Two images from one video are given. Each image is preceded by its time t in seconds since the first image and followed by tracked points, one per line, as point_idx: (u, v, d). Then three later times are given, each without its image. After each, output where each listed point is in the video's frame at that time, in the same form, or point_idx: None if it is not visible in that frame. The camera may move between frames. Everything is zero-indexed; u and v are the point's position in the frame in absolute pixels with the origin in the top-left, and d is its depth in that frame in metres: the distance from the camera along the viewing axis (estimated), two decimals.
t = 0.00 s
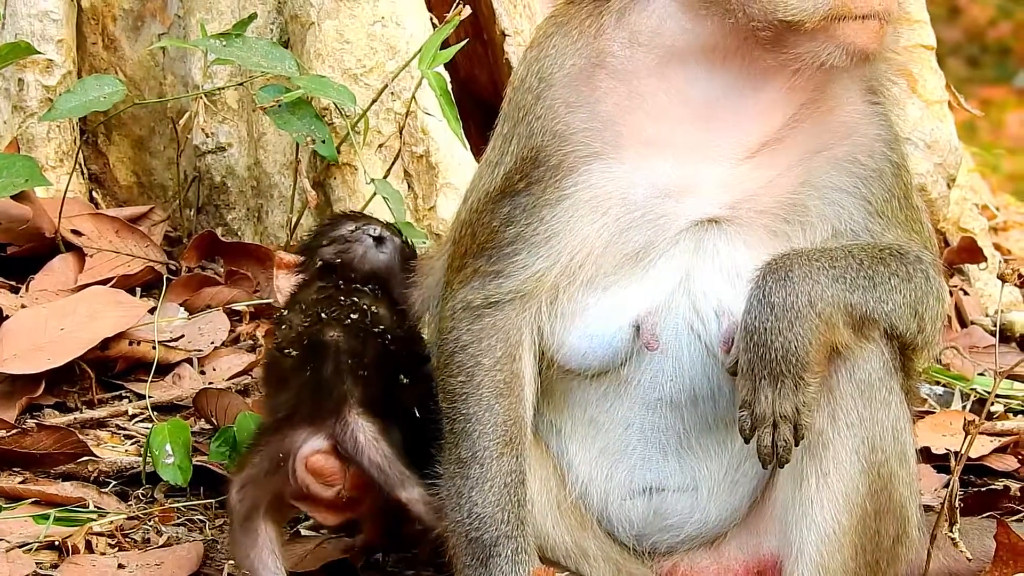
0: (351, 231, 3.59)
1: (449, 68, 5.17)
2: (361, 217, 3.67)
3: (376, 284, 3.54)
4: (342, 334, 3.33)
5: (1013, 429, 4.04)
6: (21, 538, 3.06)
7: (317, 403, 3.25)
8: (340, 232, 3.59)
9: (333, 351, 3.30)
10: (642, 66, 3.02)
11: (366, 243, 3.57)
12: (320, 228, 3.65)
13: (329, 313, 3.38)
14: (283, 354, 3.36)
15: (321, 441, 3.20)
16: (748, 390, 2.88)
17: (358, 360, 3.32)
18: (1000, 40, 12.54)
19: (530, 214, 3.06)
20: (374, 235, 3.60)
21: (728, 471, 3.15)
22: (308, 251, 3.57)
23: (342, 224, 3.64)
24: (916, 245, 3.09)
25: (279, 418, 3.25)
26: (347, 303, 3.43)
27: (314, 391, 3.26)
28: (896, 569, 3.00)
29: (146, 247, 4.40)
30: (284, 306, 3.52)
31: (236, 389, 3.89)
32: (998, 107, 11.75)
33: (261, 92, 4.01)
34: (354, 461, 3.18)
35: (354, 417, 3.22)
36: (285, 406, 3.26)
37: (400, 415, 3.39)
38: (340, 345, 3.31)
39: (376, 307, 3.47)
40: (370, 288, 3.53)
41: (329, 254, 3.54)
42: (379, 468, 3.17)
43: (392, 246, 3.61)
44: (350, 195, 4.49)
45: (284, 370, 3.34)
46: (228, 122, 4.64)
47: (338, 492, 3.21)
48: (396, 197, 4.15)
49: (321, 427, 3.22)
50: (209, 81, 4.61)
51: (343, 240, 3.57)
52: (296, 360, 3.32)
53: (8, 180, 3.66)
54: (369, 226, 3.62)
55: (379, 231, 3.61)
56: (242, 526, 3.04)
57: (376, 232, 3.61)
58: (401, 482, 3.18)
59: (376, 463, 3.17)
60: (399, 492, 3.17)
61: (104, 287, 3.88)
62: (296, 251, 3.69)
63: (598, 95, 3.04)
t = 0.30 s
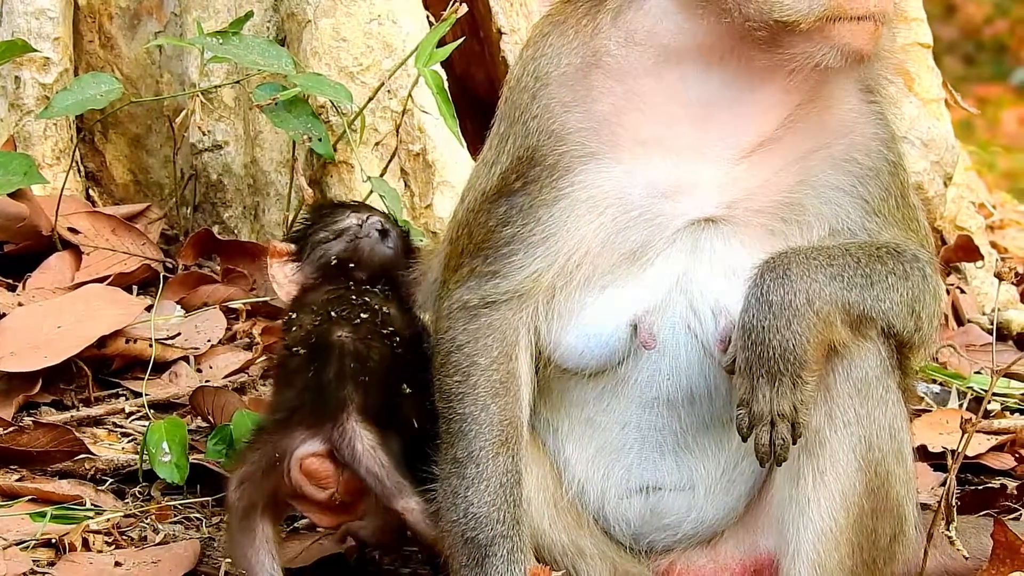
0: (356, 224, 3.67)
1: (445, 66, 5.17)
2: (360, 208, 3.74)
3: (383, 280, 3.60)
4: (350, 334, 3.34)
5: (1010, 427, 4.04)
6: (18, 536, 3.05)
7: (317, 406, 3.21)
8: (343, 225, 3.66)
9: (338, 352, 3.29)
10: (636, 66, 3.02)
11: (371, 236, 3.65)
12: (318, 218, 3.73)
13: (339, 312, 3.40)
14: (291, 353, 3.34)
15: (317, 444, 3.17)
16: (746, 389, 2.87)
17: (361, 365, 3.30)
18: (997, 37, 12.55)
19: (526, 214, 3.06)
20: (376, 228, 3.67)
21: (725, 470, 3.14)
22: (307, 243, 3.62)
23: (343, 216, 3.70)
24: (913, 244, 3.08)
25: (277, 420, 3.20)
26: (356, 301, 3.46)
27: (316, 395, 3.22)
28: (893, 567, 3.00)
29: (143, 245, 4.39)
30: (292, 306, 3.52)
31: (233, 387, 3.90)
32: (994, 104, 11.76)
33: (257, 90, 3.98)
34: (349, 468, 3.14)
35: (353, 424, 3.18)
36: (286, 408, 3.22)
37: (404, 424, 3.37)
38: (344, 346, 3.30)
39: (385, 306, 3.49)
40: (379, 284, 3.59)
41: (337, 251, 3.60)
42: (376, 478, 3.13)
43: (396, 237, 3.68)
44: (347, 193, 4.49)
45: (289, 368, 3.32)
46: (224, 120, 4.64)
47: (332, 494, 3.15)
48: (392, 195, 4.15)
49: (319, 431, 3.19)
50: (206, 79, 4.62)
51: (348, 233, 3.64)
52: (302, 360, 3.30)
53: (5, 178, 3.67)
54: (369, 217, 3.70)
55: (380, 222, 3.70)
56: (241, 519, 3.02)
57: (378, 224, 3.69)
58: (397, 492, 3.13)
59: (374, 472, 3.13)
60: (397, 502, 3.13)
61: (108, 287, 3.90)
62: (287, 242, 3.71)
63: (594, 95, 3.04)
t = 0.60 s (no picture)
0: (352, 227, 3.61)
1: (445, 63, 5.17)
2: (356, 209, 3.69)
3: (382, 282, 3.55)
4: (347, 330, 3.25)
5: (1009, 425, 4.04)
6: (17, 533, 3.05)
7: (309, 403, 3.13)
8: (340, 229, 3.60)
9: (332, 348, 3.19)
10: (636, 63, 3.02)
11: (368, 238, 3.60)
12: (314, 222, 3.67)
13: (336, 310, 3.32)
14: (289, 352, 3.26)
15: (312, 440, 3.10)
16: (745, 386, 2.87)
17: (354, 358, 3.20)
18: (995, 35, 12.57)
19: (526, 211, 3.06)
20: (373, 229, 3.61)
21: (723, 467, 3.14)
22: (303, 247, 3.58)
23: (339, 218, 3.64)
24: (912, 241, 3.08)
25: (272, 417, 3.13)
26: (355, 300, 3.39)
27: (309, 392, 3.14)
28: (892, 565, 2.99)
29: (142, 243, 4.38)
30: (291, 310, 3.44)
31: (232, 384, 3.90)
32: (993, 101, 11.74)
33: (257, 86, 3.99)
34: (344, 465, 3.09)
35: (344, 420, 3.10)
36: (281, 404, 3.15)
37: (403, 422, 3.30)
38: (338, 341, 3.21)
39: (386, 303, 3.44)
40: (378, 286, 3.53)
41: (336, 257, 3.54)
42: (370, 476, 3.08)
43: (392, 238, 3.63)
44: (345, 190, 4.49)
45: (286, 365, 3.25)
46: (223, 117, 4.65)
47: (330, 491, 3.11)
48: (392, 192, 4.15)
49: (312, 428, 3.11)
50: (205, 76, 4.62)
51: (345, 237, 3.59)
52: (298, 358, 3.21)
53: (5, 176, 3.67)
54: (365, 218, 3.64)
55: (376, 223, 3.64)
56: (242, 517, 3.01)
57: (375, 225, 3.63)
58: (392, 489, 3.09)
59: (367, 470, 3.08)
60: (391, 500, 3.09)
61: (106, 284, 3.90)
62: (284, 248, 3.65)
63: (594, 92, 3.04)
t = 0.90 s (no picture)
0: (333, 225, 3.50)
1: (446, 60, 5.18)
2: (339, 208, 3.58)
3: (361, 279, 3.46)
4: (336, 327, 3.23)
5: (1010, 422, 4.03)
6: (17, 529, 3.05)
7: (309, 403, 3.11)
8: (320, 227, 3.50)
9: (327, 346, 3.17)
10: (636, 59, 3.02)
11: (349, 237, 3.49)
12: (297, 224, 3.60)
13: (320, 307, 3.28)
14: (277, 351, 3.21)
15: (315, 440, 3.08)
16: (746, 382, 2.87)
17: (350, 356, 3.19)
18: (996, 31, 12.57)
19: (526, 207, 3.06)
20: (355, 228, 3.51)
21: (724, 463, 3.14)
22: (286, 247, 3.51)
23: (321, 217, 3.55)
24: (913, 238, 3.08)
25: (271, 419, 3.12)
26: (334, 296, 3.34)
27: (308, 390, 3.12)
28: (893, 561, 2.99)
29: (144, 239, 4.40)
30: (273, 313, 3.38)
31: (232, 380, 3.90)
32: (993, 98, 11.69)
33: (258, 83, 4.01)
34: (346, 463, 3.07)
35: (345, 418, 3.09)
36: (278, 406, 3.12)
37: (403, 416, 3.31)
38: (332, 340, 3.19)
39: (364, 298, 3.39)
40: (359, 282, 3.45)
41: (312, 255, 3.46)
42: (371, 472, 3.07)
43: (375, 237, 3.52)
44: (347, 186, 4.46)
45: (277, 367, 3.19)
46: (224, 114, 4.66)
47: (333, 489, 3.08)
48: (393, 189, 4.15)
49: (315, 427, 3.09)
50: (207, 72, 4.63)
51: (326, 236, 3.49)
52: (289, 358, 3.17)
53: (5, 172, 3.67)
54: (348, 217, 3.54)
55: (359, 222, 3.53)
56: (240, 524, 2.98)
57: (357, 224, 3.52)
58: (394, 486, 3.08)
59: (369, 466, 3.07)
60: (394, 497, 3.08)
61: (104, 279, 3.91)
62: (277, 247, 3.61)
63: (594, 88, 3.04)
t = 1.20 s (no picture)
0: (333, 213, 3.48)
1: (447, 57, 5.18)
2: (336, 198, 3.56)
3: (356, 263, 3.42)
4: (336, 324, 3.14)
5: (1011, 420, 4.03)
6: (18, 527, 3.05)
7: (322, 405, 3.02)
8: (319, 214, 3.47)
9: (331, 347, 3.08)
10: (636, 57, 3.02)
11: (348, 225, 3.46)
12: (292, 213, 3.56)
13: (315, 303, 3.20)
14: (276, 349, 3.11)
15: (328, 441, 3.01)
16: (746, 381, 2.87)
17: (357, 356, 3.11)
18: (997, 29, 12.57)
19: (526, 205, 3.06)
20: (353, 216, 3.49)
21: (725, 462, 3.13)
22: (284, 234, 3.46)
23: (318, 206, 3.52)
24: (915, 236, 3.08)
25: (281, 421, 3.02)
26: (325, 285, 3.26)
27: (316, 393, 3.03)
28: (894, 559, 2.99)
29: (145, 236, 4.41)
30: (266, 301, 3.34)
31: (233, 377, 3.90)
32: (994, 95, 11.70)
33: (258, 81, 4.01)
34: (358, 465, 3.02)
35: (361, 420, 3.03)
36: (287, 408, 3.02)
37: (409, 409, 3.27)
38: (335, 339, 3.10)
39: (354, 285, 3.32)
40: (354, 266, 3.40)
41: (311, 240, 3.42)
42: (381, 474, 3.03)
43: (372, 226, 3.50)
44: (348, 184, 4.47)
45: (280, 368, 3.09)
46: (225, 111, 4.67)
47: (346, 490, 3.06)
48: (394, 186, 4.15)
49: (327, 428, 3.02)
50: (207, 70, 4.63)
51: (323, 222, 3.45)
52: (293, 360, 3.07)
53: (7, 169, 3.67)
54: (346, 206, 3.51)
55: (357, 211, 3.51)
56: (244, 522, 2.95)
57: (354, 212, 3.50)
58: (400, 486, 3.05)
59: (379, 468, 3.02)
60: (399, 497, 3.04)
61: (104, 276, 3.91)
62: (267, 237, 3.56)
63: (594, 86, 3.04)
